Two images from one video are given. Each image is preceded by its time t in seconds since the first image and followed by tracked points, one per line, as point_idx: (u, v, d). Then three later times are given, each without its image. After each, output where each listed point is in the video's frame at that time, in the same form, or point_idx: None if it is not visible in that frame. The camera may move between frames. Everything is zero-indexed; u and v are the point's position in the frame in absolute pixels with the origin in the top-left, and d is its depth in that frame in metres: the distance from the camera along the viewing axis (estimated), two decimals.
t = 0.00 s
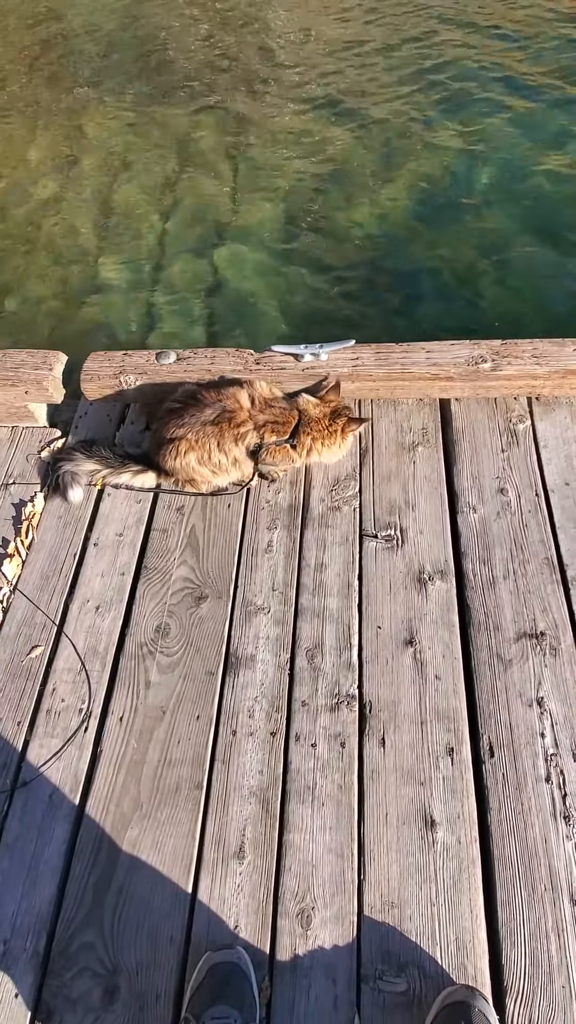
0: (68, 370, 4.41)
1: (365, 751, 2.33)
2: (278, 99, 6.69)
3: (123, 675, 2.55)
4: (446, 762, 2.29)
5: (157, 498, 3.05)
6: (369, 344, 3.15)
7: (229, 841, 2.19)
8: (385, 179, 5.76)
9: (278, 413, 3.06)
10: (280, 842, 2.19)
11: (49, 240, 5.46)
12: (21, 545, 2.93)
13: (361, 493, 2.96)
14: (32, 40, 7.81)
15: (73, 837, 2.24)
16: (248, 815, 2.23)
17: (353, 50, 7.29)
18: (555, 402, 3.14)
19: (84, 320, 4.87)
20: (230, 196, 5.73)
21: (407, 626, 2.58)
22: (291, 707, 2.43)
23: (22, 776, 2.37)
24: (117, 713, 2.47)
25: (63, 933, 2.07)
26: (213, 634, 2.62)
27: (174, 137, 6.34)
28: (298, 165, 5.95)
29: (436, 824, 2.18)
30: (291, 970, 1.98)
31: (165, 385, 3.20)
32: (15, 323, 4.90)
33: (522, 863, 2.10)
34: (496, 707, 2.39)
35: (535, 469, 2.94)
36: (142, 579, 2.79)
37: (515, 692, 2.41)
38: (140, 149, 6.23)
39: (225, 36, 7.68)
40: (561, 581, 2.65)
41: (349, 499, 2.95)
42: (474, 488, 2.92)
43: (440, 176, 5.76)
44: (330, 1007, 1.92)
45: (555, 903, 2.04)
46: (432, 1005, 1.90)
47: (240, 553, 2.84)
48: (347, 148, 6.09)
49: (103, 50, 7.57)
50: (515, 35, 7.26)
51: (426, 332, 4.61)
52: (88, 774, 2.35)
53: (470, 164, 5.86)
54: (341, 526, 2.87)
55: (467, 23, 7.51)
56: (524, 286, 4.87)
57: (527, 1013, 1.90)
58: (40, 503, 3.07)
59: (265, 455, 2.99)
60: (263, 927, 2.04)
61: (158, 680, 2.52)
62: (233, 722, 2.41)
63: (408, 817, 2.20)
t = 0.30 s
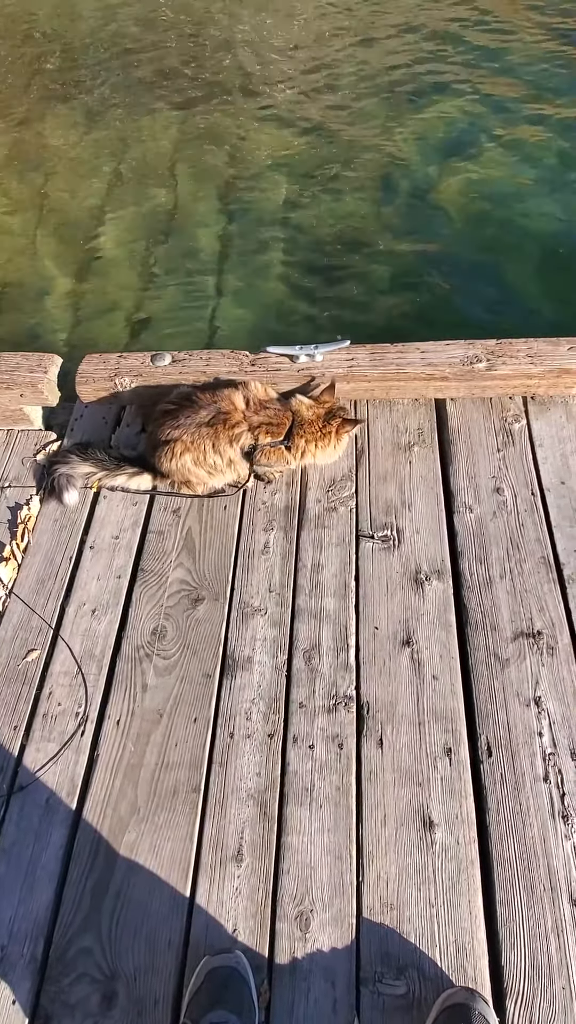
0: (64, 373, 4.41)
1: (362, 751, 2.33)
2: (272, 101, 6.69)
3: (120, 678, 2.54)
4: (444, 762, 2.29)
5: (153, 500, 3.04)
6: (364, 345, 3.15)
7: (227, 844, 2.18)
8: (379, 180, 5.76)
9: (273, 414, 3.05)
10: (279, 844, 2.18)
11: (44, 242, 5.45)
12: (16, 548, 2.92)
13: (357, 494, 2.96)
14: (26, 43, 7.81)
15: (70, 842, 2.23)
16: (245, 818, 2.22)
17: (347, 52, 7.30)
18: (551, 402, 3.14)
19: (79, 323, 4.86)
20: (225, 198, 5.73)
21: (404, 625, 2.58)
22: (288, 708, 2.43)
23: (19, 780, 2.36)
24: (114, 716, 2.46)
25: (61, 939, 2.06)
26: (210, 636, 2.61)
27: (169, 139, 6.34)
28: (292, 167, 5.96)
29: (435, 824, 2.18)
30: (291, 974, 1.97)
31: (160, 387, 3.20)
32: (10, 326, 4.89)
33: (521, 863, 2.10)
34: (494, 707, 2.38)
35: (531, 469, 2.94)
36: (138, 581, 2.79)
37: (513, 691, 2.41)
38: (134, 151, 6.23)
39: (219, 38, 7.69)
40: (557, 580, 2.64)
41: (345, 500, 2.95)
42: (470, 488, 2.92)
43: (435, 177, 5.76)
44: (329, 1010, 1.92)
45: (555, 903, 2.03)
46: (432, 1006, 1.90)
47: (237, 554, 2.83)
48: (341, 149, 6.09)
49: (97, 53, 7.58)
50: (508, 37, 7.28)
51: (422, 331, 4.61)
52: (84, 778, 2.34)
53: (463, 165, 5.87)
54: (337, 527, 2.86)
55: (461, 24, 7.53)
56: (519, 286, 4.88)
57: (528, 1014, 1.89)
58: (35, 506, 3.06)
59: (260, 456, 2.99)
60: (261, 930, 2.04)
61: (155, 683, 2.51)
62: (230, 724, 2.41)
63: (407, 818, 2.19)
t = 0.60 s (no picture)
0: (59, 376, 4.39)
1: (362, 754, 2.32)
2: (265, 101, 6.69)
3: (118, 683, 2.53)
4: (444, 764, 2.28)
5: (150, 503, 3.03)
6: (360, 345, 3.14)
7: (227, 849, 2.16)
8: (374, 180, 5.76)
9: (269, 417, 3.04)
10: (279, 849, 2.16)
11: (38, 245, 5.44)
12: (13, 553, 2.91)
13: (354, 495, 2.95)
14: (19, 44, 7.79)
15: (69, 848, 2.22)
16: (245, 822, 2.21)
17: (341, 52, 7.29)
18: (547, 401, 3.13)
19: (74, 326, 4.85)
20: (220, 200, 5.72)
21: (402, 626, 2.57)
22: (287, 711, 2.41)
23: (16, 787, 2.34)
24: (112, 721, 2.44)
25: (60, 947, 2.04)
26: (208, 640, 2.59)
27: (163, 141, 6.33)
28: (287, 167, 5.95)
29: (435, 827, 2.17)
30: (292, 980, 1.96)
31: (156, 389, 3.19)
32: (5, 329, 4.88)
33: (522, 865, 2.08)
34: (493, 707, 2.37)
35: (528, 469, 2.93)
36: (135, 585, 2.77)
37: (512, 692, 2.40)
38: (129, 153, 6.22)
39: (213, 38, 7.67)
40: (556, 580, 2.63)
41: (342, 501, 2.94)
42: (467, 488, 2.91)
43: (429, 177, 5.76)
44: (331, 1016, 1.90)
45: (556, 905, 2.02)
46: (434, 1011, 1.88)
47: (234, 557, 2.82)
48: (336, 149, 6.09)
49: (91, 55, 7.56)
50: (501, 36, 7.28)
51: (417, 332, 4.61)
52: (83, 784, 2.33)
53: (457, 164, 5.87)
54: (335, 528, 2.85)
55: (454, 24, 7.53)
56: (514, 286, 4.88)
57: (530, 1018, 1.88)
58: (31, 510, 3.05)
59: (257, 459, 2.98)
60: (262, 935, 2.02)
61: (153, 687, 2.50)
62: (229, 728, 2.39)
63: (407, 821, 2.18)
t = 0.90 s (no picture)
0: (54, 377, 4.37)
1: (363, 756, 2.30)
2: (260, 101, 6.67)
3: (116, 687, 2.51)
4: (445, 766, 2.26)
5: (147, 505, 3.01)
6: (357, 345, 3.12)
7: (227, 855, 2.15)
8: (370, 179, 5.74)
9: (267, 417, 3.03)
10: (279, 854, 2.15)
11: (33, 247, 5.42)
12: (9, 557, 2.88)
13: (353, 495, 2.93)
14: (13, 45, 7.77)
15: (67, 855, 2.20)
16: (245, 827, 2.19)
17: (336, 51, 7.27)
18: (546, 401, 3.12)
19: (69, 327, 4.83)
20: (215, 200, 5.70)
21: (402, 627, 2.55)
22: (287, 714, 2.40)
23: (14, 794, 2.32)
24: (110, 726, 2.42)
25: (59, 955, 2.03)
26: (206, 643, 2.58)
27: (158, 141, 6.31)
28: (282, 167, 5.94)
29: (437, 830, 2.15)
30: (294, 987, 1.94)
31: (153, 391, 3.17)
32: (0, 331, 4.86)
33: (525, 868, 2.07)
34: (494, 708, 2.36)
35: (527, 468, 2.92)
36: (133, 588, 2.75)
37: (512, 693, 2.38)
38: (124, 154, 6.20)
39: (207, 38, 7.66)
40: (556, 580, 2.62)
41: (340, 502, 2.92)
42: (466, 488, 2.90)
43: (425, 177, 5.75)
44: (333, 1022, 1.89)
45: (559, 908, 2.00)
46: (438, 1016, 1.87)
47: (232, 559, 2.80)
48: (331, 149, 6.07)
49: (85, 55, 7.54)
50: (496, 34, 7.27)
51: (414, 332, 4.59)
52: (81, 790, 2.31)
53: (453, 162, 5.86)
54: (333, 530, 2.83)
55: (449, 23, 7.53)
56: (511, 285, 4.87)
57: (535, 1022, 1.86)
58: (28, 513, 3.03)
59: (255, 459, 2.97)
60: (263, 941, 2.00)
61: (152, 692, 2.48)
62: (228, 732, 2.38)
63: (408, 824, 2.17)
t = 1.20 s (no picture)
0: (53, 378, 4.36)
1: (364, 758, 2.29)
2: (258, 100, 6.66)
3: (116, 690, 2.49)
4: (447, 767, 2.25)
5: (147, 507, 3.00)
6: (357, 345, 3.11)
7: (229, 858, 2.14)
8: (368, 179, 5.73)
9: (266, 417, 3.02)
10: (281, 857, 2.13)
11: (31, 247, 5.40)
12: (8, 558, 2.85)
13: (353, 496, 2.92)
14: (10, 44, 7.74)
15: (68, 859, 2.19)
16: (247, 829, 2.18)
17: (333, 51, 7.26)
18: (546, 401, 3.11)
19: (68, 328, 4.81)
20: (213, 199, 5.69)
21: (403, 628, 2.54)
22: (288, 716, 2.39)
23: (14, 798, 2.31)
24: (110, 729, 2.41)
25: (60, 960, 2.01)
26: (207, 645, 2.56)
27: (155, 141, 6.29)
28: (280, 166, 5.92)
29: (439, 832, 2.14)
30: (296, 991, 1.93)
31: (152, 391, 3.15)
32: None
33: (528, 870, 2.06)
34: (496, 709, 2.35)
35: (528, 468, 2.91)
36: (133, 590, 2.74)
37: (514, 694, 2.37)
38: (122, 153, 6.18)
39: (204, 38, 7.64)
40: (557, 581, 2.61)
41: (341, 503, 2.91)
42: (467, 488, 2.89)
43: (423, 176, 5.73)
44: None
45: (562, 909, 1.99)
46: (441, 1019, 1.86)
47: (233, 560, 2.79)
48: (330, 148, 6.06)
49: (82, 54, 7.52)
50: (494, 32, 7.26)
51: (414, 332, 4.58)
52: (81, 793, 2.30)
53: (452, 161, 5.84)
54: (333, 531, 2.82)
55: (447, 21, 7.51)
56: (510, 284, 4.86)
57: None
58: (26, 514, 3.01)
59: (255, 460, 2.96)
60: (266, 945, 1.99)
61: (152, 694, 2.47)
62: (229, 734, 2.37)
63: (410, 826, 2.16)
